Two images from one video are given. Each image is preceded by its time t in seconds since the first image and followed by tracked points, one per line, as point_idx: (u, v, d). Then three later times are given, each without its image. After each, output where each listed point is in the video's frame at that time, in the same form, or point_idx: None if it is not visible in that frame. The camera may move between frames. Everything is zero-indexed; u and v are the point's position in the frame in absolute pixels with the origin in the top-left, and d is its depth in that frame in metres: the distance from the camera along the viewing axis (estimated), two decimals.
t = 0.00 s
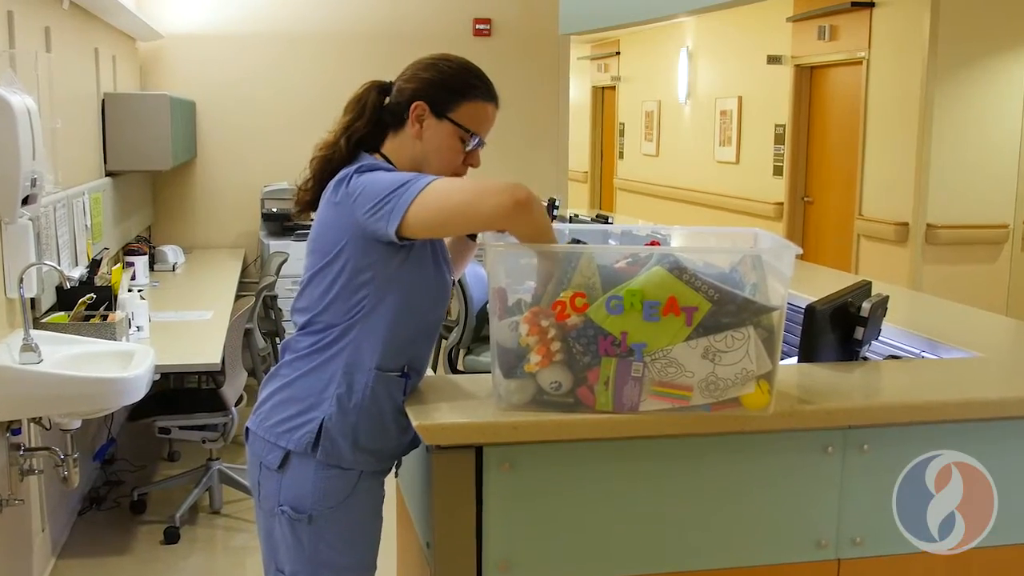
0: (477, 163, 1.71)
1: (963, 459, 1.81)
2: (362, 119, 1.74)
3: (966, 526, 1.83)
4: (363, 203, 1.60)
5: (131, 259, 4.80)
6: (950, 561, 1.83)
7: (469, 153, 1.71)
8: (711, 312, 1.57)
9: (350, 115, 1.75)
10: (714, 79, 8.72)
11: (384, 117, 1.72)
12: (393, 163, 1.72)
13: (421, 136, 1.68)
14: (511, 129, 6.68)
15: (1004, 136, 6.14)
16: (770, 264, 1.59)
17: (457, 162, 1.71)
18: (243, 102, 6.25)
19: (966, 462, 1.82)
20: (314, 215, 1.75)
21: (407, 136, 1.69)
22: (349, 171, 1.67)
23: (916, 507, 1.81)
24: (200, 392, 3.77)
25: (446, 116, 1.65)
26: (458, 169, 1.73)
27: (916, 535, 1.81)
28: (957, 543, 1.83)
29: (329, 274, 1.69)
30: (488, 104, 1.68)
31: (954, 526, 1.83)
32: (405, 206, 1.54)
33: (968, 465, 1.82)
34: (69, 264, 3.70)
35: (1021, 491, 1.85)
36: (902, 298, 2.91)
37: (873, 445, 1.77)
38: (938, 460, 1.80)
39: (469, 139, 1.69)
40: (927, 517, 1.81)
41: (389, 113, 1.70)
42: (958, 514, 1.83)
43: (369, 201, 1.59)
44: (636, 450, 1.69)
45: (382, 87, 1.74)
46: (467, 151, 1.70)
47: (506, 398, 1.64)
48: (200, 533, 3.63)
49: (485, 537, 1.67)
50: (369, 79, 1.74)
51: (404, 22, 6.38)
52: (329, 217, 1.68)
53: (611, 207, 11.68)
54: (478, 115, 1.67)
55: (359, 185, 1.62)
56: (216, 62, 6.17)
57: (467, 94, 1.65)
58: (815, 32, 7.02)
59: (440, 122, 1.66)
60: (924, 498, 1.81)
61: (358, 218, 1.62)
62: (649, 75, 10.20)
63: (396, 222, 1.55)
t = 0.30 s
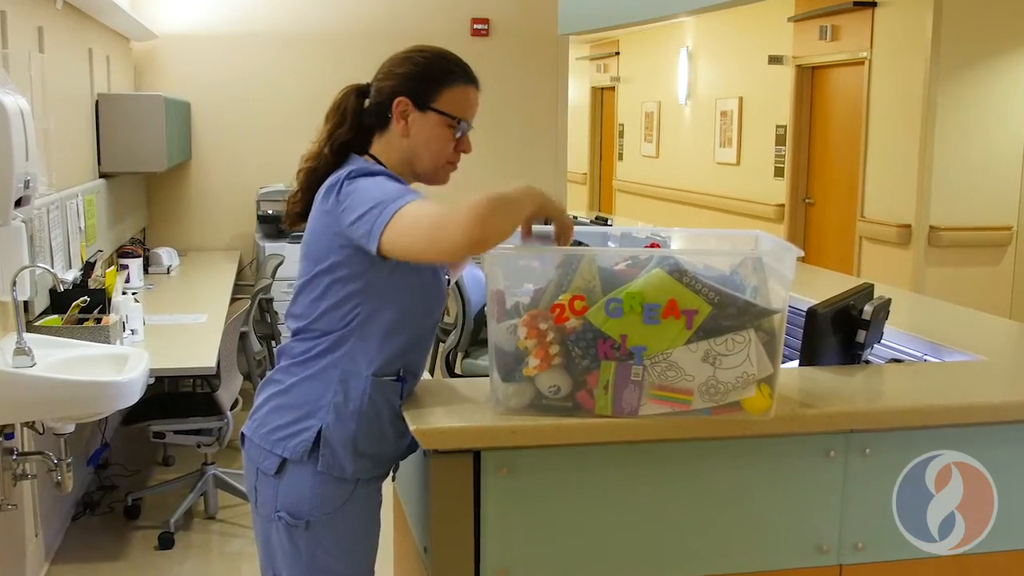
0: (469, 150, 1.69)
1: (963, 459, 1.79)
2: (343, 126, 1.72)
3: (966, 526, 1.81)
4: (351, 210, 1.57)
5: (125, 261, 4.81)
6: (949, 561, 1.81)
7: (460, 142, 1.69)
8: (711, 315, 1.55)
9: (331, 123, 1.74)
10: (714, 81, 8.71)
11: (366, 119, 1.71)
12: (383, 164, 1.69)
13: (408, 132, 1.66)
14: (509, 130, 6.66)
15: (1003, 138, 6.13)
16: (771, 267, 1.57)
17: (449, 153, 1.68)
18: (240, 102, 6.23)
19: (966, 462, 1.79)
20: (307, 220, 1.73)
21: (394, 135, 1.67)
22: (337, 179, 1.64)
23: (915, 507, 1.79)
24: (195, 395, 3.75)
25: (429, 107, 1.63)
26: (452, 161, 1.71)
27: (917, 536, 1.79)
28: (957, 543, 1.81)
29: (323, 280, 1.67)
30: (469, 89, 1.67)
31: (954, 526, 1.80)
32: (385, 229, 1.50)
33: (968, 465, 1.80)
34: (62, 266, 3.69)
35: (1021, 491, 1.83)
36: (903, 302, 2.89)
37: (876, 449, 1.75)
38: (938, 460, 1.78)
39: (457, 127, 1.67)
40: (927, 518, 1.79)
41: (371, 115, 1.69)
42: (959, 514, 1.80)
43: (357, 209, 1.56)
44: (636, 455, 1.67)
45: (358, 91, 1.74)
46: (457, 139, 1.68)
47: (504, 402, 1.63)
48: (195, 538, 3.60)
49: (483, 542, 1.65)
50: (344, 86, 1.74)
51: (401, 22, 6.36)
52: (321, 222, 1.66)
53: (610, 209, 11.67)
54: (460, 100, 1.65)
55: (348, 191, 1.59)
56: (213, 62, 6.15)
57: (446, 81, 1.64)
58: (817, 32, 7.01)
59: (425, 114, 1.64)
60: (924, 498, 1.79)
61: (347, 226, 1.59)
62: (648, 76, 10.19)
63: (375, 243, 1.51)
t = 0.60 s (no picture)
0: (448, 126, 1.66)
1: (963, 458, 1.77)
2: (313, 137, 1.74)
3: (966, 526, 1.78)
4: (336, 223, 1.55)
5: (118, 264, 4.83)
6: (949, 561, 1.79)
7: (437, 119, 1.66)
8: (711, 318, 1.53)
9: (300, 138, 1.77)
10: (714, 82, 8.69)
11: (335, 125, 1.71)
12: (364, 162, 1.68)
13: (381, 125, 1.65)
14: (509, 133, 6.57)
15: (1004, 141, 6.10)
16: (771, 270, 1.56)
17: (429, 133, 1.66)
18: (236, 103, 6.16)
19: (966, 462, 1.77)
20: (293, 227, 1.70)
21: (369, 131, 1.67)
22: (321, 188, 1.60)
23: (915, 507, 1.76)
24: (190, 399, 3.73)
25: (394, 94, 1.62)
26: (435, 139, 1.68)
27: (916, 536, 1.77)
28: (957, 543, 1.79)
29: (311, 290, 1.65)
30: (430, 64, 1.65)
31: (953, 525, 1.78)
32: (369, 259, 1.47)
33: (968, 465, 1.78)
34: (55, 269, 3.66)
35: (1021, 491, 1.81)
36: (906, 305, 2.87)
37: (877, 453, 1.73)
38: (938, 460, 1.76)
39: (428, 105, 1.65)
40: (927, 517, 1.77)
41: (338, 120, 1.70)
42: (959, 514, 1.78)
43: (342, 223, 1.53)
44: (636, 460, 1.65)
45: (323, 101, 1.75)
46: (434, 117, 1.66)
47: (501, 406, 1.60)
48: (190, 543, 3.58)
49: (480, 548, 1.63)
50: (309, 99, 1.76)
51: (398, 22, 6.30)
52: (307, 233, 1.63)
53: (609, 210, 11.65)
54: (423, 77, 1.64)
55: (332, 202, 1.56)
56: (208, 61, 6.09)
57: (405, 64, 1.63)
58: (818, 32, 7.00)
59: (393, 102, 1.63)
60: (924, 498, 1.76)
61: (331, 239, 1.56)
62: (648, 77, 10.17)
63: (360, 267, 1.48)
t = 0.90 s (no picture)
0: (422, 116, 1.65)
1: (963, 459, 1.75)
2: (283, 156, 1.73)
3: (966, 526, 1.77)
4: (323, 238, 1.52)
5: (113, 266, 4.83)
6: (949, 561, 1.77)
7: (408, 111, 1.65)
8: (711, 321, 1.51)
9: (269, 158, 1.75)
10: (714, 83, 8.68)
11: (305, 140, 1.70)
12: (343, 171, 1.67)
13: (354, 132, 1.64)
14: (508, 135, 6.57)
15: (1003, 144, 6.08)
16: (773, 271, 1.53)
17: (403, 128, 1.65)
18: (234, 103, 6.13)
19: (966, 462, 1.75)
20: (278, 244, 1.68)
21: (342, 139, 1.66)
22: (303, 203, 1.58)
23: (914, 508, 1.75)
24: (185, 402, 3.71)
25: (362, 98, 1.61)
26: (412, 132, 1.67)
27: (916, 536, 1.75)
28: (957, 543, 1.77)
29: (300, 308, 1.63)
30: (389, 59, 1.64)
31: (954, 526, 1.76)
32: (362, 274, 1.44)
33: (968, 466, 1.75)
34: (49, 271, 3.65)
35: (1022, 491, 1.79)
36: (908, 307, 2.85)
37: (879, 457, 1.71)
38: (938, 460, 1.74)
39: (397, 99, 1.64)
40: (926, 517, 1.75)
41: (307, 134, 1.69)
42: (959, 514, 1.76)
43: (330, 240, 1.50)
44: (633, 464, 1.63)
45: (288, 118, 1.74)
46: (405, 110, 1.65)
47: (499, 410, 1.58)
48: (185, 548, 3.56)
49: (478, 552, 1.62)
50: (273, 119, 1.75)
51: (396, 23, 6.28)
52: (293, 250, 1.61)
53: (608, 212, 11.63)
54: (386, 74, 1.63)
55: (317, 217, 1.54)
56: (203, 61, 6.06)
57: (365, 64, 1.62)
58: (820, 32, 6.99)
59: (361, 106, 1.62)
60: (923, 498, 1.74)
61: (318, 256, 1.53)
62: (647, 78, 10.16)
63: (351, 282, 1.45)
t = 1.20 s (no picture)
0: (411, 123, 1.65)
1: (963, 459, 1.73)
2: (269, 154, 1.71)
3: (966, 526, 1.75)
4: (317, 244, 1.51)
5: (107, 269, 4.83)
6: (949, 562, 1.75)
7: (398, 117, 1.65)
8: (711, 323, 1.50)
9: (253, 156, 1.73)
10: (714, 83, 8.67)
11: (293, 138, 1.69)
12: (331, 174, 1.66)
13: (343, 135, 1.63)
14: (507, 137, 6.55)
15: (1002, 146, 6.07)
16: (773, 273, 1.52)
17: (392, 134, 1.65)
18: (231, 103, 6.11)
19: (966, 462, 1.73)
20: (270, 249, 1.66)
21: (331, 141, 1.64)
22: (297, 208, 1.56)
23: (914, 508, 1.73)
24: (181, 406, 3.69)
25: (353, 101, 1.60)
26: (400, 139, 1.67)
27: (916, 536, 1.73)
28: (957, 543, 1.75)
29: (296, 314, 1.61)
30: (380, 62, 1.63)
31: (954, 526, 1.75)
32: (359, 280, 1.42)
33: (969, 466, 1.74)
34: (43, 273, 3.64)
35: None
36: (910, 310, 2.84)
37: (880, 460, 1.70)
38: (937, 460, 1.72)
39: (388, 105, 1.63)
40: (926, 518, 1.73)
41: (294, 133, 1.67)
42: (959, 514, 1.74)
43: (326, 246, 1.48)
44: (633, 467, 1.62)
45: (273, 114, 1.72)
46: (394, 116, 1.64)
47: (497, 413, 1.57)
48: (180, 553, 3.54)
49: (476, 557, 1.60)
50: (257, 113, 1.72)
51: (394, 25, 6.26)
52: (287, 257, 1.59)
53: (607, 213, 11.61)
54: (378, 78, 1.61)
55: (311, 223, 1.52)
56: (200, 61, 6.04)
57: (356, 67, 1.60)
58: (820, 32, 6.98)
59: (351, 109, 1.61)
60: (923, 499, 1.73)
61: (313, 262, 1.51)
62: (646, 79, 10.16)
63: (349, 288, 1.44)
